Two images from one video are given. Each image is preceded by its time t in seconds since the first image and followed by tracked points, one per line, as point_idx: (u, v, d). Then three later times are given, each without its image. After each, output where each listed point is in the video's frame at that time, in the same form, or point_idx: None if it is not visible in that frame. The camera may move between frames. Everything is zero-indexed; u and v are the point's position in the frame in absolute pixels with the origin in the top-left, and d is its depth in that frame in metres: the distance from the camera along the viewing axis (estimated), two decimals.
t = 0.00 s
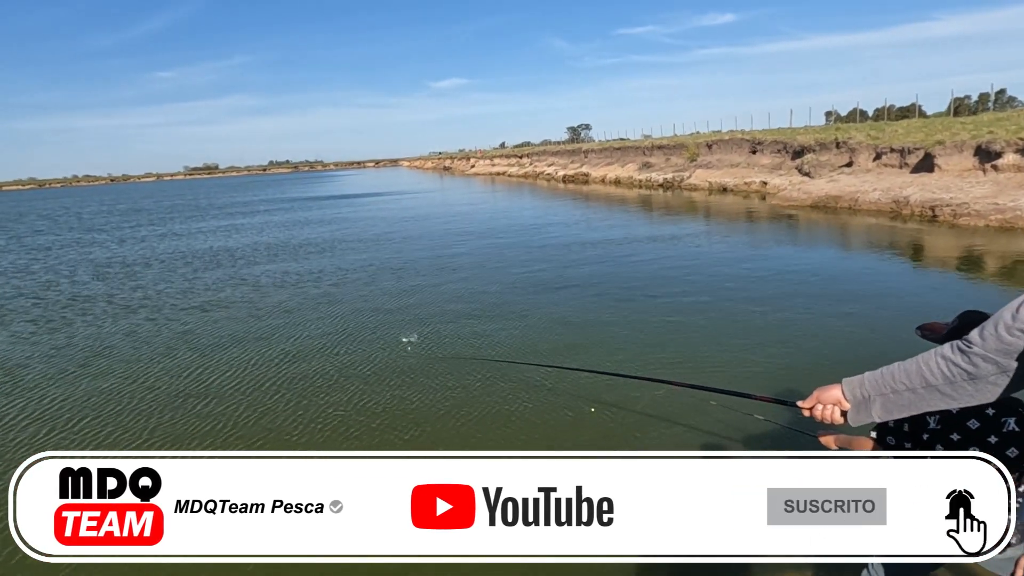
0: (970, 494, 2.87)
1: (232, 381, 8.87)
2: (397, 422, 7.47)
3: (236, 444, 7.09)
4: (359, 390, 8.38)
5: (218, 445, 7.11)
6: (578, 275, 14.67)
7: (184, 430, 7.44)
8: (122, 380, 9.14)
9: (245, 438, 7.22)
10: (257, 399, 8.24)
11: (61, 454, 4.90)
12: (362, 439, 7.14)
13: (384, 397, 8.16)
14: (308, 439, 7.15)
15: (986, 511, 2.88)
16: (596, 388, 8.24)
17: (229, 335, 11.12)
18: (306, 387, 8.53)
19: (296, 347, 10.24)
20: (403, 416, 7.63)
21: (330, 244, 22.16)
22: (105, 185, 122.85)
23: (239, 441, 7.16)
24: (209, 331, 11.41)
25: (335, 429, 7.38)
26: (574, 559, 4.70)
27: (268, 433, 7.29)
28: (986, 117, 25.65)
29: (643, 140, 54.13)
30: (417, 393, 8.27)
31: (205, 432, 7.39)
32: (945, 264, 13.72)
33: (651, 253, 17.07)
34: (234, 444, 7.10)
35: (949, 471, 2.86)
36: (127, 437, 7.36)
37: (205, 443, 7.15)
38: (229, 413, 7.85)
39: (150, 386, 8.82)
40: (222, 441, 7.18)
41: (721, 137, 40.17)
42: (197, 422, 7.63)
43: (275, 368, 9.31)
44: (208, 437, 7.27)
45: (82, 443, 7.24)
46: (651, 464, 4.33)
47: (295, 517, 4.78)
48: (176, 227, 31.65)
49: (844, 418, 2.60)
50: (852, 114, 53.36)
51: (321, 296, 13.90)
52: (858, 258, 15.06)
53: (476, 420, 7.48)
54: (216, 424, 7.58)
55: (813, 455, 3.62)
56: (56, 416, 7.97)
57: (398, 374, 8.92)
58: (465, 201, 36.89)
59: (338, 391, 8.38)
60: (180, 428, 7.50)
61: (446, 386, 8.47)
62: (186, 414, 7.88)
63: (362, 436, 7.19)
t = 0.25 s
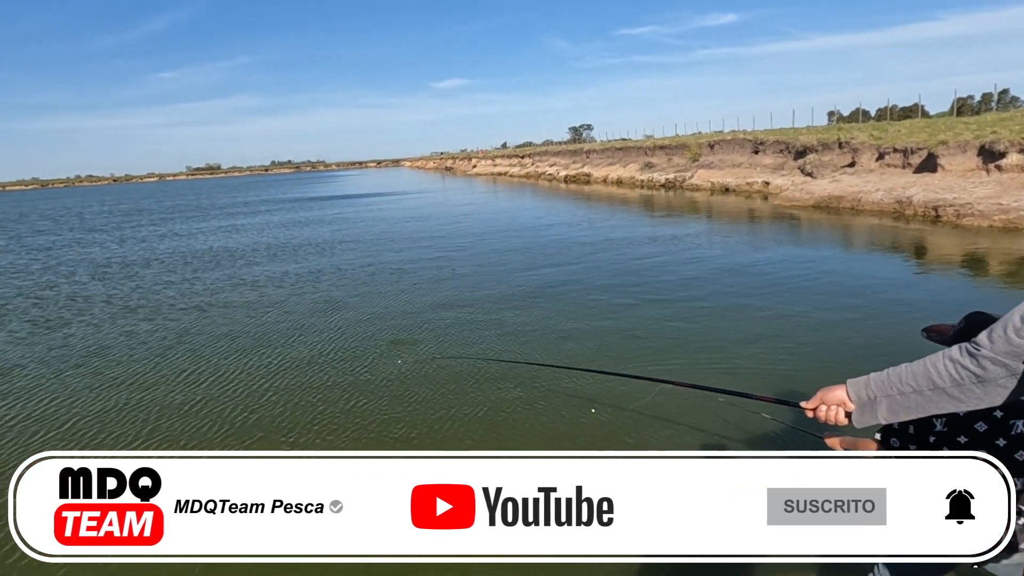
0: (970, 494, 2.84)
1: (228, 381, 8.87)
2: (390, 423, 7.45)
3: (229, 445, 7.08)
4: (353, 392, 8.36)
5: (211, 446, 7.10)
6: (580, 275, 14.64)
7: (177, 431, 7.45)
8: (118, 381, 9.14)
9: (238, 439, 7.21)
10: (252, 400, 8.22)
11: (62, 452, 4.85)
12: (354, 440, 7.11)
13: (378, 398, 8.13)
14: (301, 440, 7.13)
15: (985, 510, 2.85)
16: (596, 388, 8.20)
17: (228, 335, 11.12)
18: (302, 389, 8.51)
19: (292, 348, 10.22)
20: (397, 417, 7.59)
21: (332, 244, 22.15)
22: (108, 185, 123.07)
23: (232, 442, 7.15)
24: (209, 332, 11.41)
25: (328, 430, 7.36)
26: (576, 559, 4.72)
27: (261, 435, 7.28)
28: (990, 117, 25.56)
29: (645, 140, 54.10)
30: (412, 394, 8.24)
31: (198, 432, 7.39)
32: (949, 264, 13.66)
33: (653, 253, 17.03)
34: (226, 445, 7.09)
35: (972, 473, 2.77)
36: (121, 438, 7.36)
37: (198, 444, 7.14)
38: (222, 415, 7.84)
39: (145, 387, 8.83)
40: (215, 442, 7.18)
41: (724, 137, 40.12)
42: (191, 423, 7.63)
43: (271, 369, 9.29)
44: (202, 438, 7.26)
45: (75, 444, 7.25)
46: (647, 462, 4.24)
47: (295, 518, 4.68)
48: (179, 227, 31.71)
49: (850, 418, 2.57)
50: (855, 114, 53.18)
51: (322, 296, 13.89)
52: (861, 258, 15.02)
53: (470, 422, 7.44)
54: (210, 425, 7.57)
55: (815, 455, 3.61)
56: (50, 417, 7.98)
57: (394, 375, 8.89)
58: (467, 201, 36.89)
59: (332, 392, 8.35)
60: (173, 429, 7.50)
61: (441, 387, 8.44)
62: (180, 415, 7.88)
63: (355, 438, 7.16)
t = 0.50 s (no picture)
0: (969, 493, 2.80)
1: (223, 381, 8.83)
2: (385, 423, 7.39)
3: (222, 444, 7.04)
4: (349, 392, 8.30)
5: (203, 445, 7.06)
6: (582, 275, 14.58)
7: (170, 431, 7.41)
8: (113, 380, 9.11)
9: (231, 439, 7.17)
10: (246, 400, 8.17)
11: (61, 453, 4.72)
12: (348, 440, 7.06)
13: (374, 398, 8.07)
14: (295, 440, 7.08)
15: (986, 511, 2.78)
16: (597, 387, 8.14)
17: (226, 335, 11.07)
18: (297, 389, 8.46)
19: (290, 348, 10.18)
20: (391, 418, 7.53)
21: (333, 243, 22.10)
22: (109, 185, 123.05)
23: (225, 442, 7.11)
24: (207, 331, 11.38)
25: (322, 430, 7.30)
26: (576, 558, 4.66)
27: (254, 434, 7.23)
28: (994, 117, 25.45)
29: (647, 140, 54.01)
30: (408, 394, 8.18)
31: (192, 432, 7.35)
32: (953, 264, 13.58)
33: (655, 253, 16.96)
34: (219, 445, 7.05)
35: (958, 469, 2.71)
36: (114, 438, 7.33)
37: (191, 444, 7.10)
38: (216, 415, 7.79)
39: (141, 386, 8.80)
40: (208, 442, 7.13)
41: (726, 136, 40.02)
42: (185, 423, 7.60)
43: (267, 369, 9.25)
44: (195, 438, 7.23)
45: (68, 443, 7.22)
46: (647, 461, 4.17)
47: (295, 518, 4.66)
48: (180, 227, 31.66)
49: (860, 418, 2.51)
50: (858, 113, 53.00)
51: (322, 295, 13.84)
52: (865, 257, 14.94)
53: (466, 422, 7.38)
54: (203, 425, 7.54)
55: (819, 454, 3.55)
56: (44, 416, 7.95)
57: (391, 375, 8.83)
58: (469, 201, 36.84)
59: (328, 392, 8.30)
60: (167, 429, 7.46)
61: (438, 386, 8.37)
62: (174, 415, 7.84)
63: (349, 438, 7.10)
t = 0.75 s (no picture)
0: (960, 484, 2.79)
1: (221, 381, 8.82)
2: (382, 424, 7.35)
3: (217, 444, 7.03)
4: (346, 392, 8.25)
5: (199, 444, 7.04)
6: (585, 273, 14.54)
7: (167, 430, 7.40)
8: (112, 379, 9.11)
9: (228, 438, 7.15)
10: (244, 400, 8.16)
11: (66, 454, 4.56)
12: (344, 440, 7.02)
13: (372, 398, 8.03)
14: (291, 440, 7.06)
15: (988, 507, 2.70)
16: (599, 386, 8.12)
17: (228, 334, 11.06)
18: (295, 388, 8.43)
19: (290, 347, 10.15)
20: (389, 417, 7.50)
21: (336, 242, 22.10)
22: (113, 183, 123.30)
23: (221, 441, 7.09)
24: (209, 330, 11.37)
25: (318, 430, 7.27)
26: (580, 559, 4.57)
27: (251, 434, 7.21)
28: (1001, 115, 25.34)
29: (650, 139, 53.93)
30: (406, 394, 8.13)
31: (189, 432, 7.34)
32: (959, 263, 13.51)
33: (659, 251, 16.89)
34: (215, 444, 7.03)
35: (943, 467, 2.55)
36: (111, 436, 7.33)
37: (187, 443, 7.09)
38: (213, 414, 7.77)
39: (140, 385, 8.80)
40: (204, 440, 7.12)
41: (730, 135, 39.93)
42: (182, 422, 7.60)
43: (266, 368, 9.23)
44: (192, 437, 7.22)
45: (65, 442, 7.23)
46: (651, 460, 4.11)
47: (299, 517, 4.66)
48: (184, 225, 31.72)
49: (871, 418, 2.49)
50: (862, 112, 52.86)
51: (325, 294, 13.82)
52: (870, 256, 14.86)
53: (464, 423, 7.32)
54: (201, 424, 7.53)
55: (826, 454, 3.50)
56: (42, 415, 7.96)
57: (389, 375, 8.77)
58: (472, 199, 36.82)
59: (326, 392, 8.27)
60: (164, 428, 7.46)
61: (436, 387, 8.31)
62: (171, 414, 7.83)
63: (345, 438, 7.06)
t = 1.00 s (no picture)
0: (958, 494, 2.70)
1: (218, 378, 8.85)
2: (376, 423, 7.35)
3: (211, 442, 7.04)
4: (342, 391, 8.25)
5: (192, 442, 7.06)
6: (589, 271, 14.53)
7: (162, 428, 7.43)
8: (111, 375, 9.14)
9: (222, 436, 7.17)
10: (240, 398, 8.18)
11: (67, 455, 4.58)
12: (338, 439, 7.02)
13: (367, 398, 8.03)
14: (284, 439, 7.06)
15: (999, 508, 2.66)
16: (599, 385, 8.13)
17: (229, 331, 11.07)
18: (291, 387, 8.44)
19: (288, 345, 10.16)
20: (387, 416, 7.54)
21: (340, 239, 22.14)
22: (117, 179, 123.56)
23: (215, 439, 7.11)
24: (211, 327, 11.40)
25: (312, 429, 7.27)
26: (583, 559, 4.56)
27: (244, 432, 7.23)
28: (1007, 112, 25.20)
29: (654, 135, 53.78)
30: (402, 393, 8.13)
31: (183, 430, 7.36)
32: (964, 261, 13.46)
33: (663, 249, 16.88)
34: (208, 442, 7.04)
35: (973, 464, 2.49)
36: (106, 433, 7.37)
37: (180, 441, 7.10)
38: (208, 412, 7.79)
39: (137, 382, 8.83)
40: (198, 438, 7.14)
41: (734, 132, 39.80)
42: (177, 419, 7.62)
43: (264, 366, 9.24)
44: (186, 435, 7.24)
45: (60, 438, 7.27)
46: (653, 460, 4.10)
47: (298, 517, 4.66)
48: (188, 222, 31.80)
49: (872, 416, 2.47)
50: (868, 109, 52.61)
51: (328, 291, 13.85)
52: (875, 254, 14.82)
53: (460, 423, 7.31)
54: (195, 422, 7.55)
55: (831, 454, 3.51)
56: (40, 411, 8.01)
57: (386, 375, 8.76)
58: (475, 196, 36.84)
59: (322, 391, 8.27)
60: (160, 426, 7.49)
61: (433, 387, 8.31)
62: (166, 411, 7.86)
63: (339, 437, 7.06)
